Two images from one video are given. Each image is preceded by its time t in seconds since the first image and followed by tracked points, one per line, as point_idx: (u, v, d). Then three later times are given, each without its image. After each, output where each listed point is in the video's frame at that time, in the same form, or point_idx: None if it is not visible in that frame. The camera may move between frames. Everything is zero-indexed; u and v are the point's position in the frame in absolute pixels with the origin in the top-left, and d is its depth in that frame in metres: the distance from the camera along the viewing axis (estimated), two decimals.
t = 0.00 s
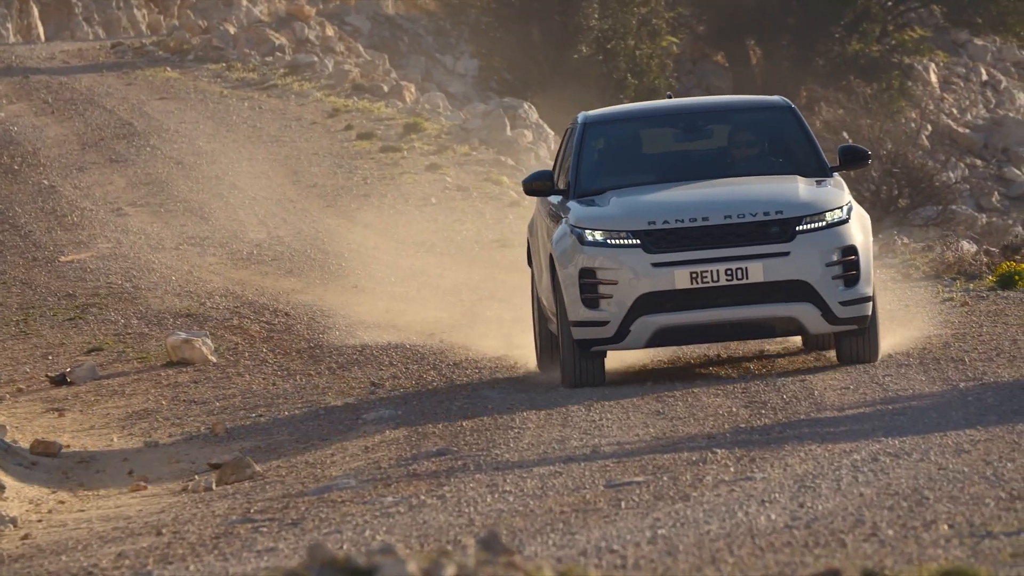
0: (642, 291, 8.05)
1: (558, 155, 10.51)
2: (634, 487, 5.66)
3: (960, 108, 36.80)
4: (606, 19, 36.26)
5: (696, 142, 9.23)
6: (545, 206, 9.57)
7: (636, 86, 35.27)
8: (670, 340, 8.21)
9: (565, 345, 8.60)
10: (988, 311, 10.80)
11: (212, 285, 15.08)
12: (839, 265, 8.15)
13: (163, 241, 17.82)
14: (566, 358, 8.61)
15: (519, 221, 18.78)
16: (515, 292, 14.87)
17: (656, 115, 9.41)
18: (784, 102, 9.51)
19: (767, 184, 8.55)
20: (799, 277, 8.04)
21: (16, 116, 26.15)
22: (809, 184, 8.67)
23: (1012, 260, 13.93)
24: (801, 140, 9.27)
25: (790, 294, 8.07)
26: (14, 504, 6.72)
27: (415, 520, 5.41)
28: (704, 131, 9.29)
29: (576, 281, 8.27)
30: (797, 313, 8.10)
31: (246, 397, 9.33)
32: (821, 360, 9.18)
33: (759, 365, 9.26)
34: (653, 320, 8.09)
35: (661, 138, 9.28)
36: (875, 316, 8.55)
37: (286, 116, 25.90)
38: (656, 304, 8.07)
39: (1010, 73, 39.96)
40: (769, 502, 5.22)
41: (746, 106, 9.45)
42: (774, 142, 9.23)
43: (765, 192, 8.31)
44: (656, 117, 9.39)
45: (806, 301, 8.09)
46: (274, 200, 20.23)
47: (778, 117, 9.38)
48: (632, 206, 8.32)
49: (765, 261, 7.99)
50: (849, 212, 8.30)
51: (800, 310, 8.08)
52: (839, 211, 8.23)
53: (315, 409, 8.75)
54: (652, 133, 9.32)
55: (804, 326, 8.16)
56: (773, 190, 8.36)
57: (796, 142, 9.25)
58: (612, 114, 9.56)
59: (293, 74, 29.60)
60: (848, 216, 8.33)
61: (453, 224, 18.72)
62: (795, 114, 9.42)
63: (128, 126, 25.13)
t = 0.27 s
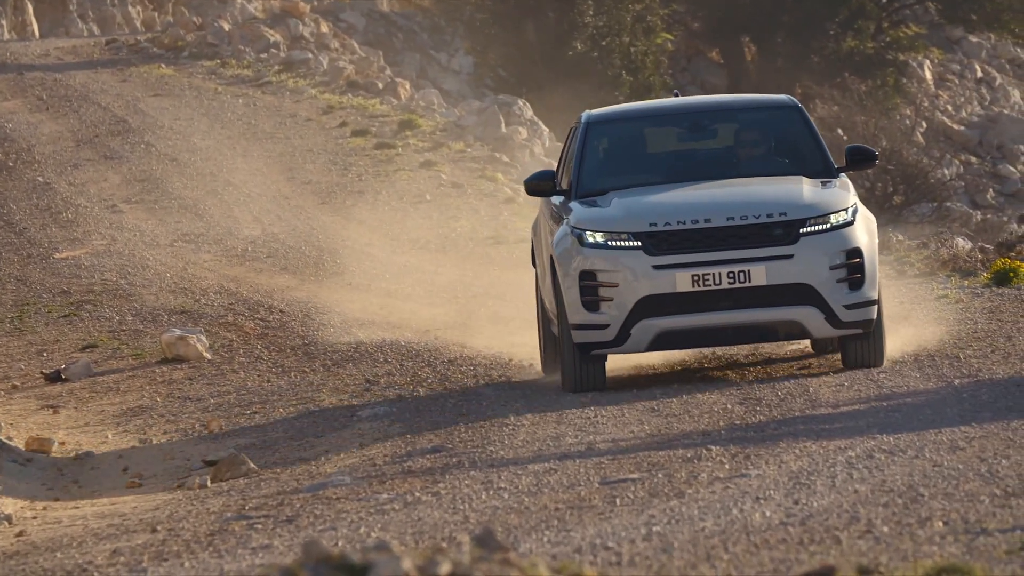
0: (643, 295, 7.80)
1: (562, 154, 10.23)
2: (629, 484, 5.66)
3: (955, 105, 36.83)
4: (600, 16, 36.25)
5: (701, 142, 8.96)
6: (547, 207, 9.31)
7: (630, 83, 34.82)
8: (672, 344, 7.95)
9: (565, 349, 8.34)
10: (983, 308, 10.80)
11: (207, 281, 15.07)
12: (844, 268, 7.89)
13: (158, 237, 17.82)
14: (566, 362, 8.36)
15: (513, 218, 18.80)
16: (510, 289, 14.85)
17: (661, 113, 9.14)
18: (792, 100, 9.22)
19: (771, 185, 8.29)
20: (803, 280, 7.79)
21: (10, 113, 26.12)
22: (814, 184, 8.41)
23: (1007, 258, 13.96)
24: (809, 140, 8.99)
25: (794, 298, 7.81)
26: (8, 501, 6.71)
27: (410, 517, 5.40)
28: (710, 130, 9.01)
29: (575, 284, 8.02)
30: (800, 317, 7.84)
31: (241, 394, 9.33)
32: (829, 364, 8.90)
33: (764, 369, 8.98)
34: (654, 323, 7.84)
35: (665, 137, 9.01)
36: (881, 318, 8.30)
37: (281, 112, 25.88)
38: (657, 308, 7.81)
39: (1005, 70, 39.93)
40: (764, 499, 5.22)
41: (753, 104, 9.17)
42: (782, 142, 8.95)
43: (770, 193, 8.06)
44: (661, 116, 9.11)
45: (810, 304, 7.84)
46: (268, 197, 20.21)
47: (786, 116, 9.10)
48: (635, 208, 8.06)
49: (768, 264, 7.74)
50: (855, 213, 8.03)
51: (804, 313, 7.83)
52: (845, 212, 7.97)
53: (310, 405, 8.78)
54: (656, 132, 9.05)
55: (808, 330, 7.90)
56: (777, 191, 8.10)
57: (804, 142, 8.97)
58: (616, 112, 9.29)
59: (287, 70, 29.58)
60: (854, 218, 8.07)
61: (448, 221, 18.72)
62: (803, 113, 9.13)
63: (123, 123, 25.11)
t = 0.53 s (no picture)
0: (643, 299, 7.57)
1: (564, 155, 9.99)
2: (625, 481, 5.66)
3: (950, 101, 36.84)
4: (596, 13, 36.11)
5: (706, 142, 8.71)
6: (549, 210, 9.08)
7: (625, 79, 34.74)
8: (673, 349, 7.72)
9: (565, 354, 8.10)
10: (979, 304, 10.79)
11: (202, 278, 15.05)
12: (848, 270, 7.66)
13: (153, 234, 17.80)
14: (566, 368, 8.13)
15: (509, 214, 18.80)
16: (504, 286, 14.85)
17: (665, 113, 8.89)
18: (799, 99, 8.98)
19: (775, 187, 8.06)
20: (806, 284, 7.55)
21: (6, 109, 26.09)
22: (819, 186, 8.18)
23: (1002, 254, 13.98)
24: (816, 141, 8.75)
25: (798, 302, 7.57)
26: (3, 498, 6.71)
27: (406, 513, 5.40)
28: (714, 130, 8.77)
29: (575, 287, 7.80)
30: (805, 321, 7.60)
31: (236, 390, 9.33)
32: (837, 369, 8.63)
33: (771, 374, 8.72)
34: (654, 328, 7.62)
35: (668, 138, 8.77)
36: (888, 322, 8.05)
37: (276, 109, 25.85)
38: (658, 312, 7.59)
39: (1000, 67, 39.89)
40: (760, 495, 5.22)
41: (758, 104, 8.93)
42: (788, 143, 8.71)
43: (773, 195, 7.83)
44: (665, 116, 8.87)
45: (814, 308, 7.60)
46: (264, 194, 20.19)
47: (792, 115, 8.86)
48: (636, 210, 7.84)
49: (770, 266, 7.51)
50: (860, 214, 7.80)
51: (808, 317, 7.59)
52: (849, 214, 7.74)
53: (306, 401, 8.78)
54: (659, 133, 8.81)
55: (813, 335, 7.66)
56: (781, 193, 7.87)
57: (811, 143, 8.73)
58: (619, 111, 9.04)
59: (283, 67, 29.55)
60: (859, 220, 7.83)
61: (444, 217, 18.70)
62: (809, 113, 8.89)
63: (118, 119, 25.09)
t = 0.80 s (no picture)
0: (642, 301, 7.38)
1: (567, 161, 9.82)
2: (622, 477, 5.66)
3: (947, 98, 36.85)
4: (593, 8, 35.80)
5: (709, 142, 8.54)
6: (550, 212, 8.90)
7: (623, 76, 35.10)
8: (672, 353, 7.53)
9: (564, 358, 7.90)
10: (976, 301, 10.79)
11: (199, 274, 15.04)
12: (852, 273, 7.44)
13: (150, 230, 17.79)
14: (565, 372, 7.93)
15: (506, 211, 18.80)
16: (501, 282, 14.85)
17: (668, 114, 8.72)
18: (805, 100, 8.80)
19: (777, 188, 7.85)
20: (809, 287, 7.34)
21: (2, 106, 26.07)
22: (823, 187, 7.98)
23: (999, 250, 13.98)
24: (821, 140, 8.56)
25: (800, 304, 7.37)
26: None
27: (402, 509, 5.40)
28: (718, 130, 8.60)
29: (573, 290, 7.61)
30: (807, 324, 7.39)
31: (233, 386, 9.33)
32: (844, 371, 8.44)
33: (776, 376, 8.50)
34: (654, 331, 7.43)
35: (671, 139, 8.60)
36: (894, 327, 7.83)
37: (273, 105, 25.83)
38: (658, 314, 7.40)
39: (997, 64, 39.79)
40: (757, 491, 5.22)
41: (762, 104, 8.76)
42: (793, 143, 8.53)
43: (776, 197, 7.62)
44: (667, 116, 8.70)
45: (817, 311, 7.39)
46: (260, 190, 20.17)
47: (796, 116, 8.68)
48: (636, 211, 7.65)
49: (772, 268, 7.31)
50: (864, 216, 7.59)
51: (810, 321, 7.38)
52: (853, 216, 7.53)
53: (303, 398, 8.78)
54: (662, 134, 8.64)
55: (816, 339, 7.45)
56: (784, 194, 7.67)
57: (816, 142, 8.54)
58: (621, 113, 8.87)
59: (280, 63, 29.52)
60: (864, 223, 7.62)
61: (440, 214, 18.69)
62: (815, 114, 8.71)
63: (115, 116, 25.06)
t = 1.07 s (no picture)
0: (641, 304, 7.15)
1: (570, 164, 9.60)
2: (620, 474, 5.66)
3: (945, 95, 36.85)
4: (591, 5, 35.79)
5: (712, 143, 8.30)
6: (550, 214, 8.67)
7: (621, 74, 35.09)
8: (671, 357, 7.30)
9: (562, 361, 7.68)
10: (975, 298, 10.78)
11: (197, 271, 15.03)
12: (854, 277, 7.20)
13: (148, 227, 17.78)
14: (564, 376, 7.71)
15: (504, 208, 18.79)
16: (499, 280, 14.85)
17: (671, 113, 8.49)
18: (813, 101, 8.55)
19: (779, 190, 7.62)
20: (810, 290, 7.10)
21: None
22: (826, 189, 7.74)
23: (997, 248, 13.96)
24: (827, 140, 8.32)
25: (799, 308, 7.13)
26: None
27: (401, 506, 5.40)
28: (722, 131, 8.36)
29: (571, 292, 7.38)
30: (808, 329, 7.16)
31: (231, 384, 9.32)
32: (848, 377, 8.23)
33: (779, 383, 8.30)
34: (653, 334, 7.19)
35: (674, 139, 8.36)
36: (897, 332, 7.60)
37: (272, 103, 25.80)
38: (656, 317, 7.17)
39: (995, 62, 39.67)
40: (755, 489, 5.22)
41: (768, 104, 8.51)
42: (798, 143, 8.28)
43: (779, 198, 7.39)
44: (670, 116, 8.47)
45: (819, 315, 7.16)
46: (259, 187, 20.16)
47: (804, 118, 8.44)
48: (635, 212, 7.42)
49: (772, 271, 7.07)
50: (868, 219, 7.35)
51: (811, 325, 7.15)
52: (857, 219, 7.29)
53: (301, 395, 8.78)
54: (666, 134, 8.41)
55: (817, 343, 7.21)
56: (787, 196, 7.43)
57: (822, 143, 8.30)
58: (624, 112, 8.65)
59: (278, 60, 29.48)
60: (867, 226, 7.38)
61: (438, 211, 18.68)
62: (823, 116, 8.46)
63: (113, 113, 25.03)
